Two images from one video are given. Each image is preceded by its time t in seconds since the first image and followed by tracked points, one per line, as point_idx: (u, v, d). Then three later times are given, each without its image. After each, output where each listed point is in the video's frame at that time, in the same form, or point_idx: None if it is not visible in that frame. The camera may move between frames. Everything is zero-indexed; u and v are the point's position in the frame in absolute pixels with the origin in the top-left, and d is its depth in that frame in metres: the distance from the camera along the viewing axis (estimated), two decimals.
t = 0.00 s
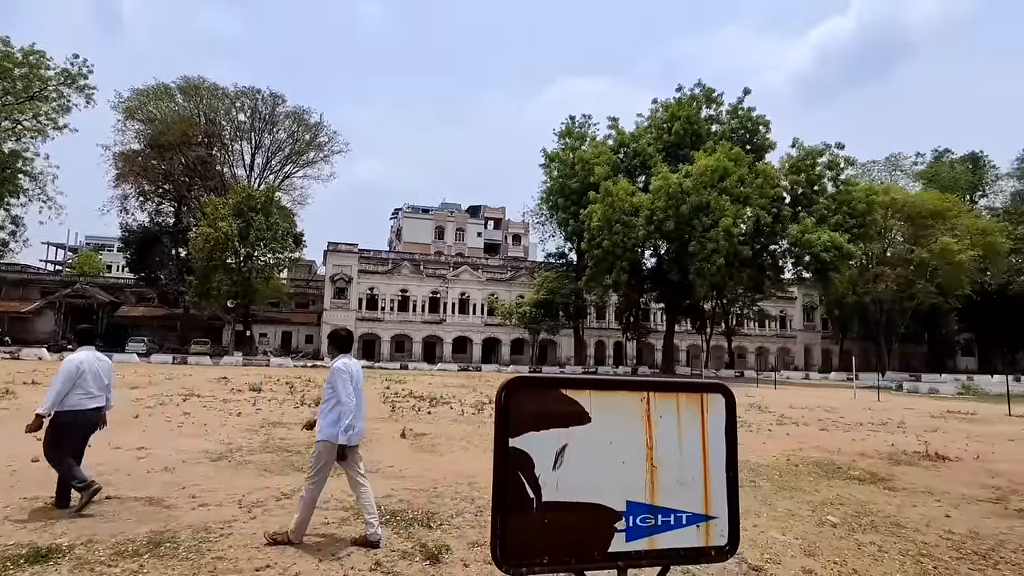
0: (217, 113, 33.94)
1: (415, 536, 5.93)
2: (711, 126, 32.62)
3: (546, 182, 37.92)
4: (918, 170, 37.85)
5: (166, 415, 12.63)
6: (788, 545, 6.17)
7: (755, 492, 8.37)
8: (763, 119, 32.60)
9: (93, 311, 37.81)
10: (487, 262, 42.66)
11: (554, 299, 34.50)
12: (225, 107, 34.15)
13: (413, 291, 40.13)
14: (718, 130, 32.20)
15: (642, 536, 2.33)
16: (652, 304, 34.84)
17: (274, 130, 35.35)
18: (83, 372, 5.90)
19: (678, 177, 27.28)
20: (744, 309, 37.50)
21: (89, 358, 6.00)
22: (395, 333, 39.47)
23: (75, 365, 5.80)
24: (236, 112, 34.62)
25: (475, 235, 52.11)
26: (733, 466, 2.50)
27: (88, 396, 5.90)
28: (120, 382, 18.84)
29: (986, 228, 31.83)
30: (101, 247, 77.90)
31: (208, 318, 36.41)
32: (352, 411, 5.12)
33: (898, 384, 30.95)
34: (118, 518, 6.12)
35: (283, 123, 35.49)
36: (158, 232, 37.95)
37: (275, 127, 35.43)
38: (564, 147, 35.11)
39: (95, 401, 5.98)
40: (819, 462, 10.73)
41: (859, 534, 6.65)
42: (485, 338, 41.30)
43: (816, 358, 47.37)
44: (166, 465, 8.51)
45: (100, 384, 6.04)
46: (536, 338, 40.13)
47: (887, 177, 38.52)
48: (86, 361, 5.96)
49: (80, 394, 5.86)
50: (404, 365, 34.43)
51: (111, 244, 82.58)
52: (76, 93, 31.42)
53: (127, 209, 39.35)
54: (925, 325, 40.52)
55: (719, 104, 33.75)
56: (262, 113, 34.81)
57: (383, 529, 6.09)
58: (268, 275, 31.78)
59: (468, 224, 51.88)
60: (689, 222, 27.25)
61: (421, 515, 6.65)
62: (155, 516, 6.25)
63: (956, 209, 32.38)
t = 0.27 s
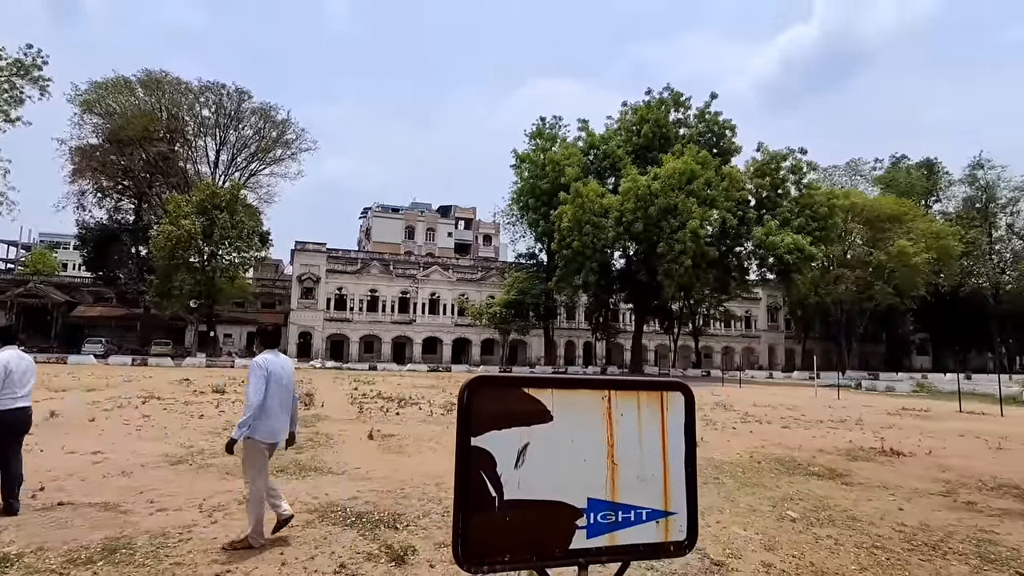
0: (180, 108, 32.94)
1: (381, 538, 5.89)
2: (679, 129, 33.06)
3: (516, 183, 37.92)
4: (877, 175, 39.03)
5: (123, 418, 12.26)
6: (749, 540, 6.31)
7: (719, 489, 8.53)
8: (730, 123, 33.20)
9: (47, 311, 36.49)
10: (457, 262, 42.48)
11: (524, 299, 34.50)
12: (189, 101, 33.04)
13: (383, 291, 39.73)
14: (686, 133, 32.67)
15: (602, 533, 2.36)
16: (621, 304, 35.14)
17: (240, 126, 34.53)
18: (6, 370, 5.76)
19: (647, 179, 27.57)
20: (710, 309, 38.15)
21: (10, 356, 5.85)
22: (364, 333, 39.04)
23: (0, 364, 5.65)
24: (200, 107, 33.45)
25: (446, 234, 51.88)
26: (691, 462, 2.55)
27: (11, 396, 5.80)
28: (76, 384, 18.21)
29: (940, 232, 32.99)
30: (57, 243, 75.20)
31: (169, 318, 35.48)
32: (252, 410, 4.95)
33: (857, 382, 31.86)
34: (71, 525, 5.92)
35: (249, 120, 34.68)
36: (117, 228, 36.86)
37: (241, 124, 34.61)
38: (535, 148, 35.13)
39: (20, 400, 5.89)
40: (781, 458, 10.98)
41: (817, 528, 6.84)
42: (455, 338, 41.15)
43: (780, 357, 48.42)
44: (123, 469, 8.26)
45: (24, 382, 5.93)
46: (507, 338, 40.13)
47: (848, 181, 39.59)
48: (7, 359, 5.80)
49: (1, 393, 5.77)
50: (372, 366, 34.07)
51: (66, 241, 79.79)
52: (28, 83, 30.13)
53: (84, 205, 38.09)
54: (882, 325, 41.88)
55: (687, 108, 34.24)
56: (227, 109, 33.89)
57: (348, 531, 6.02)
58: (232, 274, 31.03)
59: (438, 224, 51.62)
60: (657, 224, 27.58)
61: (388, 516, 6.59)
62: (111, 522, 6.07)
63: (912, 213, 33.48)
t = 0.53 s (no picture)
0: (137, 101, 31.98)
1: (345, 540, 5.82)
2: (646, 132, 33.49)
3: (485, 183, 37.88)
4: (835, 179, 40.16)
5: (76, 423, 11.83)
6: (711, 535, 6.42)
7: (682, 486, 8.67)
8: (695, 126, 33.76)
9: None
10: (425, 262, 42.17)
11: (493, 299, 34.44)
12: (147, 96, 32.15)
13: (349, 291, 39.22)
14: (653, 136, 33.10)
15: (563, 531, 2.38)
16: (588, 304, 35.38)
17: (201, 122, 33.64)
18: None
19: (615, 181, 27.86)
20: (676, 310, 38.71)
21: None
22: (330, 334, 38.51)
23: None
24: (159, 101, 32.52)
25: (414, 234, 51.55)
26: (652, 459, 2.59)
27: None
28: (26, 388, 17.51)
29: (895, 234, 34.11)
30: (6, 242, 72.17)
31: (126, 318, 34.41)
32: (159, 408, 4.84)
33: (816, 380, 32.74)
34: (19, 535, 5.69)
35: (211, 115, 33.83)
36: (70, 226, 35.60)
37: (202, 119, 33.74)
38: (504, 148, 35.12)
39: None
40: (743, 455, 11.21)
41: (776, 523, 7.00)
42: (422, 338, 40.87)
43: (743, 357, 49.39)
44: (74, 476, 7.97)
45: None
46: (475, 338, 40.03)
47: (808, 185, 40.68)
48: None
49: None
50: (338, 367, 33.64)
51: (15, 239, 76.91)
52: None
53: (34, 201, 36.66)
54: (840, 324, 43.17)
55: (654, 111, 34.70)
56: (187, 104, 32.98)
57: (311, 534, 5.93)
58: (193, 274, 30.23)
59: (406, 224, 51.22)
60: (624, 225, 27.87)
61: (352, 519, 6.51)
62: (62, 531, 5.86)
63: (869, 216, 34.55)
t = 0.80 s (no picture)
0: (88, 93, 30.82)
1: (304, 544, 5.71)
2: (611, 134, 33.80)
3: (451, 182, 37.71)
4: (793, 182, 41.26)
5: (20, 427, 11.32)
6: (671, 532, 6.52)
7: (644, 484, 8.78)
8: (659, 129, 34.26)
9: None
10: (390, 261, 41.70)
11: (459, 299, 34.27)
12: (98, 87, 31.01)
13: (312, 291, 38.56)
14: (618, 138, 33.46)
15: (524, 531, 2.37)
16: (554, 304, 35.55)
17: (157, 115, 32.45)
18: None
19: (580, 182, 28.10)
20: (640, 309, 39.18)
21: None
22: (292, 334, 37.78)
23: None
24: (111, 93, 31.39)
25: (378, 233, 50.99)
26: (612, 457, 2.61)
27: None
28: None
29: (849, 237, 35.14)
30: None
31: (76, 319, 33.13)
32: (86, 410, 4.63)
33: (774, 379, 33.54)
34: None
35: (167, 109, 32.68)
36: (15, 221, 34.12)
37: (158, 112, 32.52)
38: (470, 148, 34.99)
39: None
40: (703, 452, 11.42)
41: (734, 518, 7.16)
42: (387, 339, 40.42)
43: (704, 356, 50.30)
44: (18, 483, 7.64)
45: None
46: (440, 338, 39.79)
47: (767, 188, 41.67)
48: None
49: None
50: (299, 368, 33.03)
51: None
52: None
53: None
54: (797, 323, 44.36)
55: (618, 113, 35.08)
56: (142, 97, 31.83)
57: (269, 539, 5.80)
58: (147, 273, 29.26)
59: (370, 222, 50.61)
60: (589, 226, 28.11)
61: (311, 523, 6.40)
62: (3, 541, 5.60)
63: (824, 219, 35.55)
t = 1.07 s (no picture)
0: (31, 80, 29.51)
1: (258, 549, 5.57)
2: (574, 134, 34.02)
3: (413, 180, 37.42)
4: (749, 185, 42.26)
5: None
6: (630, 529, 6.59)
7: (603, 481, 8.86)
8: (621, 130, 34.69)
9: None
10: (351, 259, 41.05)
11: (421, 297, 33.96)
12: (42, 74, 29.72)
13: (270, 288, 37.69)
14: (580, 138, 33.72)
15: (482, 532, 2.34)
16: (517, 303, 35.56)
17: (105, 104, 31.35)
18: None
19: (543, 181, 28.22)
20: (601, 308, 39.53)
21: None
22: (249, 334, 36.73)
23: None
24: (56, 80, 30.16)
25: (339, 230, 50.24)
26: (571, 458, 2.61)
27: None
28: None
29: (802, 239, 36.14)
30: None
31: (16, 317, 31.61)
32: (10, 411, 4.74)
33: (731, 376, 34.29)
34: None
35: (116, 98, 31.60)
36: None
37: (107, 102, 31.45)
38: (433, 145, 34.73)
39: None
40: (662, 449, 11.60)
41: (691, 514, 7.29)
42: (347, 338, 39.78)
43: (664, 354, 51.09)
44: None
45: None
46: (402, 337, 39.40)
47: (724, 190, 42.60)
48: None
49: None
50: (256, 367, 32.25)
51: None
52: None
53: None
54: (753, 323, 45.46)
55: (581, 114, 35.34)
56: (89, 85, 30.68)
57: (221, 544, 5.64)
58: (94, 269, 28.12)
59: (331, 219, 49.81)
60: (552, 225, 28.22)
61: (265, 527, 6.25)
62: None
63: (779, 221, 36.47)
